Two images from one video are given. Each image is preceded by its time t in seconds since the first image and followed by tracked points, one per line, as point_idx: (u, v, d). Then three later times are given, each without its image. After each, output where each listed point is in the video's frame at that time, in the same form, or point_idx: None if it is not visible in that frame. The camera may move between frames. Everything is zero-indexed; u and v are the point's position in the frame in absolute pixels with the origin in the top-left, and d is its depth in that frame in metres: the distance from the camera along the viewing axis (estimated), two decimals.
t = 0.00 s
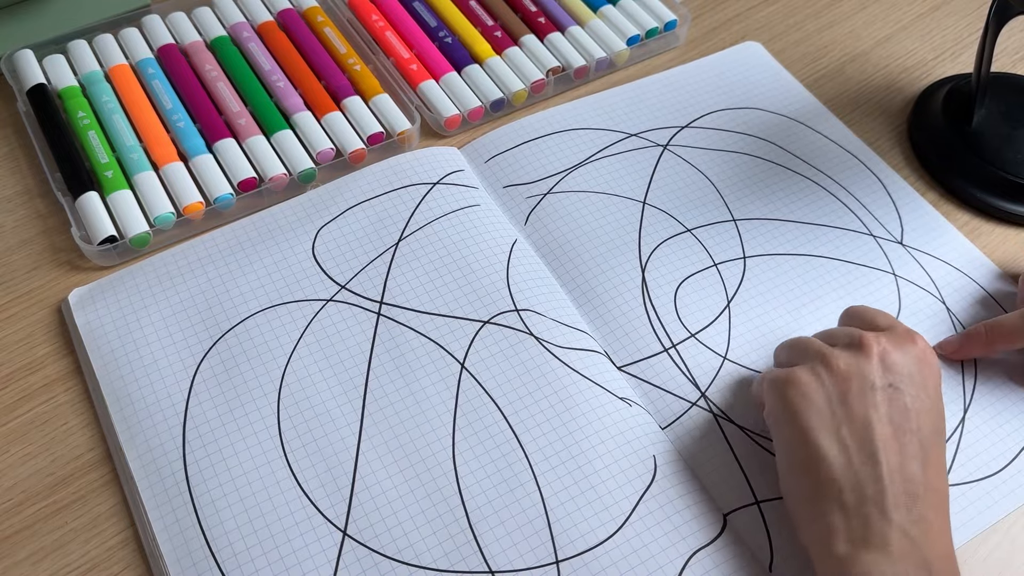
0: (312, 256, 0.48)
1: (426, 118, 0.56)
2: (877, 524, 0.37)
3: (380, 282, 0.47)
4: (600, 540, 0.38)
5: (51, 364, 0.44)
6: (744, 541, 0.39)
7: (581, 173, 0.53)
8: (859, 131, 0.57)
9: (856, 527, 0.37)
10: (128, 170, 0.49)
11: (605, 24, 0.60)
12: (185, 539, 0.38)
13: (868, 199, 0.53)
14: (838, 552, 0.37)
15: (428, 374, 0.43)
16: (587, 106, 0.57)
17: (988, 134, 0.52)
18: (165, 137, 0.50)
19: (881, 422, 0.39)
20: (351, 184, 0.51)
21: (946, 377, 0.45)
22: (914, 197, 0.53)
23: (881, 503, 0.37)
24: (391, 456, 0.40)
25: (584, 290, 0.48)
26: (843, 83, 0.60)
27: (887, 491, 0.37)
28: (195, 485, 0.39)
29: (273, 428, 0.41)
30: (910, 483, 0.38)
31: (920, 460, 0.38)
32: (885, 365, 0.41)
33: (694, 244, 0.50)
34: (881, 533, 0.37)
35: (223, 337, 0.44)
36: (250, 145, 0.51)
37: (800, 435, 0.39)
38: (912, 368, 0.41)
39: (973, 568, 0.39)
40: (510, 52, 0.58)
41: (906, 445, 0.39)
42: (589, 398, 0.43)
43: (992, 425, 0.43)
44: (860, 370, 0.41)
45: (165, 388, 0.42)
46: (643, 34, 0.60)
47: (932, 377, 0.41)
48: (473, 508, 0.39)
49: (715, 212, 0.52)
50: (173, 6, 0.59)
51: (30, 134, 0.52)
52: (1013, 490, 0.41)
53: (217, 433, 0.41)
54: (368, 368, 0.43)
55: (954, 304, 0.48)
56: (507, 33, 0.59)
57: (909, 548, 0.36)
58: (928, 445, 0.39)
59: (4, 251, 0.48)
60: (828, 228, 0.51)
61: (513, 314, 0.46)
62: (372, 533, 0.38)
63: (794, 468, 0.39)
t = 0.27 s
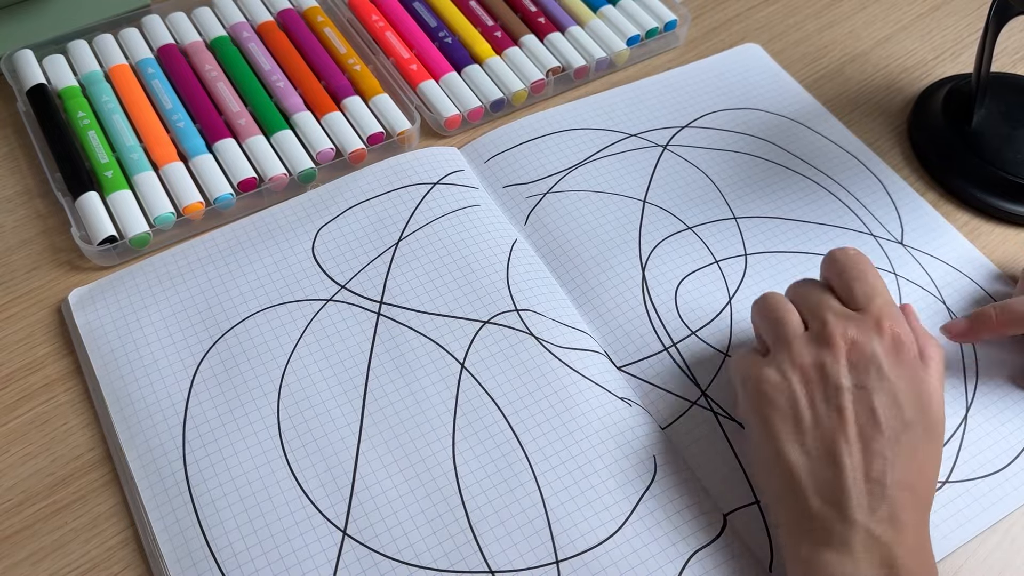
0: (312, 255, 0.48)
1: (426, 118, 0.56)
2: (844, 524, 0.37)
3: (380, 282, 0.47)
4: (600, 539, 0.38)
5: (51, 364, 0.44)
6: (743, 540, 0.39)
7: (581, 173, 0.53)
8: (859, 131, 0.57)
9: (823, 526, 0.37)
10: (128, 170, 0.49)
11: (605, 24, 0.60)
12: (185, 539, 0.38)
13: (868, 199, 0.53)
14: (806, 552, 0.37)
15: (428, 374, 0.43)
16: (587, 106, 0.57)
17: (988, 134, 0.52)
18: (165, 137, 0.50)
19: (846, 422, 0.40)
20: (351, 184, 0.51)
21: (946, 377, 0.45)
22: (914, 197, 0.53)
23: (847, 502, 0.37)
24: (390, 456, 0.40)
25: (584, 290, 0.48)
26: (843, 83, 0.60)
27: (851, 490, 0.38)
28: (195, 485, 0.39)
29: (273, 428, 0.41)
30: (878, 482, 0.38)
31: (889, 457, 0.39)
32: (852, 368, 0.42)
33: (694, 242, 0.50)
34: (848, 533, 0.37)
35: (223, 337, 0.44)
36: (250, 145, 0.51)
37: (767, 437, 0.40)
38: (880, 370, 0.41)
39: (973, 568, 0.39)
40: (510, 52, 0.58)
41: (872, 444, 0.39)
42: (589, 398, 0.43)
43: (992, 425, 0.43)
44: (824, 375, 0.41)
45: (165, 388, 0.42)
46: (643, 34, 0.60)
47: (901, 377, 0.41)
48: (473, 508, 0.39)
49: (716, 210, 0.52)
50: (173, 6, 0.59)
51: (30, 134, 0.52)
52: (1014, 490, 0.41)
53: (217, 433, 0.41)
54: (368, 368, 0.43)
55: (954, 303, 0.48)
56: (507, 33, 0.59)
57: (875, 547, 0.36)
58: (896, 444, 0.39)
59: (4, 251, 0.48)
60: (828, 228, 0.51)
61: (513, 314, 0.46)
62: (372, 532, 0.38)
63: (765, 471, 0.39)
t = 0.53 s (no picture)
0: (312, 256, 0.48)
1: (426, 118, 0.56)
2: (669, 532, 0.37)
3: (380, 282, 0.47)
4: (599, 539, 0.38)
5: (51, 364, 0.44)
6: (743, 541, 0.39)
7: (580, 172, 0.53)
8: (858, 131, 0.57)
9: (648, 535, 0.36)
10: (128, 170, 0.49)
11: (605, 24, 0.60)
12: (184, 540, 0.38)
13: (868, 199, 0.53)
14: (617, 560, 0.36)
15: (427, 374, 0.43)
16: (586, 106, 0.57)
17: (988, 134, 0.52)
18: (165, 137, 0.50)
19: (638, 434, 0.40)
20: (352, 184, 0.51)
21: (946, 377, 0.45)
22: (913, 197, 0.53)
23: (653, 510, 0.37)
24: (390, 456, 0.40)
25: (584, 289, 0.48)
26: (843, 83, 0.60)
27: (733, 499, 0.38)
28: (195, 485, 0.39)
29: (273, 429, 0.41)
30: (678, 491, 0.38)
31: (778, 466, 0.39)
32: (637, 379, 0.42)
33: (695, 239, 0.50)
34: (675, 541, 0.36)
35: (223, 337, 0.44)
36: (250, 145, 0.51)
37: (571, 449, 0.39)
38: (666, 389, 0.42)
39: (972, 568, 0.39)
40: (510, 52, 0.57)
41: (664, 455, 0.39)
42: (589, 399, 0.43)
43: (992, 425, 0.43)
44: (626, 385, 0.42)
45: (165, 388, 0.42)
46: (643, 34, 0.60)
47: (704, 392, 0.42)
48: (473, 508, 0.39)
49: (718, 206, 0.52)
50: (173, 6, 0.59)
51: (30, 134, 0.52)
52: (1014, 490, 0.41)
53: (216, 433, 0.41)
54: (368, 368, 0.43)
55: (953, 302, 0.48)
56: (507, 33, 0.59)
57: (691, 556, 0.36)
58: (687, 454, 0.39)
59: (3, 250, 0.48)
60: (828, 228, 0.51)
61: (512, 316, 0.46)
62: (371, 532, 0.38)
63: (530, 480, 0.39)
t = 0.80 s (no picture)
0: (312, 256, 0.48)
1: (426, 119, 0.56)
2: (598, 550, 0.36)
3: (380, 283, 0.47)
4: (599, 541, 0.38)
5: (50, 364, 0.44)
6: (743, 541, 0.39)
7: (581, 172, 0.53)
8: (859, 131, 0.57)
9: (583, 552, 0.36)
10: (128, 170, 0.49)
11: (605, 24, 0.60)
12: (183, 542, 0.37)
13: (868, 199, 0.53)
14: None
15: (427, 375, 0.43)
16: (586, 106, 0.57)
17: (988, 134, 0.52)
18: (165, 137, 0.50)
19: (571, 453, 0.40)
20: (351, 185, 0.51)
21: (946, 378, 0.44)
22: (914, 197, 0.53)
23: (590, 532, 0.37)
24: (390, 457, 0.40)
25: (584, 290, 0.48)
26: (843, 83, 0.60)
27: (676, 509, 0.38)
28: (194, 486, 0.39)
29: (273, 430, 0.41)
30: (609, 510, 0.38)
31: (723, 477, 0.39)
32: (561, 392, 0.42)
33: (696, 239, 0.50)
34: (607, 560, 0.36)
35: (222, 338, 0.44)
36: (250, 145, 0.50)
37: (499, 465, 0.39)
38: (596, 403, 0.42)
39: (973, 569, 0.39)
40: (510, 52, 0.57)
41: (597, 474, 0.39)
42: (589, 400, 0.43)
43: (993, 425, 0.43)
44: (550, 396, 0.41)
45: (164, 389, 0.42)
46: (643, 34, 0.60)
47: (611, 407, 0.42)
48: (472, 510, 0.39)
49: (718, 207, 0.52)
50: (173, 6, 0.59)
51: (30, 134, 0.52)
52: (1015, 490, 0.41)
53: (216, 434, 0.41)
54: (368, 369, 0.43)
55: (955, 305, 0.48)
56: (507, 33, 0.59)
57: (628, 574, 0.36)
58: (619, 471, 0.39)
59: (3, 251, 0.48)
60: (829, 228, 0.51)
61: (511, 320, 0.46)
62: (370, 534, 0.38)
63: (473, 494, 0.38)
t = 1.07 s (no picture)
0: (311, 258, 0.48)
1: (426, 119, 0.56)
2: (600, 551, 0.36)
3: (380, 284, 0.47)
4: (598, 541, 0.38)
5: (50, 364, 0.44)
6: (743, 541, 0.39)
7: (581, 173, 0.53)
8: (859, 131, 0.57)
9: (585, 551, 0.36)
10: (128, 170, 0.49)
11: (605, 24, 0.60)
12: (182, 543, 0.37)
13: (868, 199, 0.53)
14: None
15: (427, 375, 0.43)
16: (586, 107, 0.57)
17: (989, 134, 0.52)
18: (165, 137, 0.50)
19: (573, 453, 0.40)
20: (351, 185, 0.51)
21: (946, 378, 0.44)
22: (914, 197, 0.53)
23: (592, 531, 0.37)
24: (389, 457, 0.40)
25: (584, 290, 0.48)
26: (843, 83, 0.60)
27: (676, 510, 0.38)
28: (194, 487, 0.39)
29: (272, 431, 0.41)
30: (611, 509, 0.38)
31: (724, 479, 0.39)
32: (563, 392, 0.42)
33: (695, 240, 0.50)
34: (610, 560, 0.36)
35: (222, 339, 0.44)
36: (250, 145, 0.50)
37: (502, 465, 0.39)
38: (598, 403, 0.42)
39: (973, 569, 0.39)
40: (510, 52, 0.57)
41: (597, 474, 0.39)
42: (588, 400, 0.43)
43: (993, 425, 0.43)
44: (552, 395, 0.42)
45: (164, 390, 0.42)
46: (643, 34, 0.60)
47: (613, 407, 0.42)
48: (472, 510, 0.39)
49: (718, 207, 0.52)
50: (173, 6, 0.59)
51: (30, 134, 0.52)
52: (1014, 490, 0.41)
53: (216, 435, 0.41)
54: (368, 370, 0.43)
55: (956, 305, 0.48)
56: (507, 33, 0.59)
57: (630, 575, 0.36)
58: (621, 471, 0.39)
59: (3, 251, 0.48)
60: (829, 229, 0.51)
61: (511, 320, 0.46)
62: (370, 535, 0.38)
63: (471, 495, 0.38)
